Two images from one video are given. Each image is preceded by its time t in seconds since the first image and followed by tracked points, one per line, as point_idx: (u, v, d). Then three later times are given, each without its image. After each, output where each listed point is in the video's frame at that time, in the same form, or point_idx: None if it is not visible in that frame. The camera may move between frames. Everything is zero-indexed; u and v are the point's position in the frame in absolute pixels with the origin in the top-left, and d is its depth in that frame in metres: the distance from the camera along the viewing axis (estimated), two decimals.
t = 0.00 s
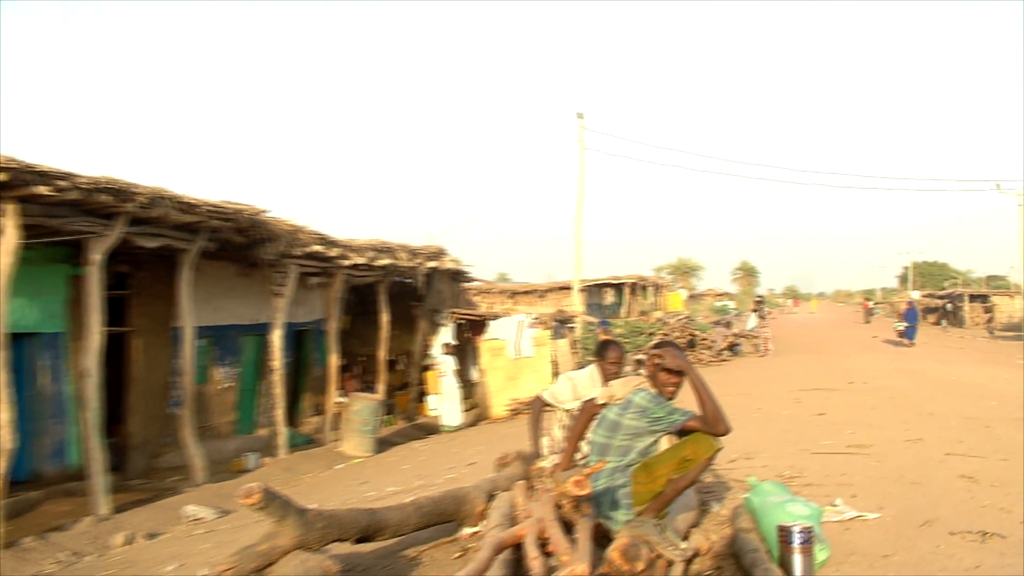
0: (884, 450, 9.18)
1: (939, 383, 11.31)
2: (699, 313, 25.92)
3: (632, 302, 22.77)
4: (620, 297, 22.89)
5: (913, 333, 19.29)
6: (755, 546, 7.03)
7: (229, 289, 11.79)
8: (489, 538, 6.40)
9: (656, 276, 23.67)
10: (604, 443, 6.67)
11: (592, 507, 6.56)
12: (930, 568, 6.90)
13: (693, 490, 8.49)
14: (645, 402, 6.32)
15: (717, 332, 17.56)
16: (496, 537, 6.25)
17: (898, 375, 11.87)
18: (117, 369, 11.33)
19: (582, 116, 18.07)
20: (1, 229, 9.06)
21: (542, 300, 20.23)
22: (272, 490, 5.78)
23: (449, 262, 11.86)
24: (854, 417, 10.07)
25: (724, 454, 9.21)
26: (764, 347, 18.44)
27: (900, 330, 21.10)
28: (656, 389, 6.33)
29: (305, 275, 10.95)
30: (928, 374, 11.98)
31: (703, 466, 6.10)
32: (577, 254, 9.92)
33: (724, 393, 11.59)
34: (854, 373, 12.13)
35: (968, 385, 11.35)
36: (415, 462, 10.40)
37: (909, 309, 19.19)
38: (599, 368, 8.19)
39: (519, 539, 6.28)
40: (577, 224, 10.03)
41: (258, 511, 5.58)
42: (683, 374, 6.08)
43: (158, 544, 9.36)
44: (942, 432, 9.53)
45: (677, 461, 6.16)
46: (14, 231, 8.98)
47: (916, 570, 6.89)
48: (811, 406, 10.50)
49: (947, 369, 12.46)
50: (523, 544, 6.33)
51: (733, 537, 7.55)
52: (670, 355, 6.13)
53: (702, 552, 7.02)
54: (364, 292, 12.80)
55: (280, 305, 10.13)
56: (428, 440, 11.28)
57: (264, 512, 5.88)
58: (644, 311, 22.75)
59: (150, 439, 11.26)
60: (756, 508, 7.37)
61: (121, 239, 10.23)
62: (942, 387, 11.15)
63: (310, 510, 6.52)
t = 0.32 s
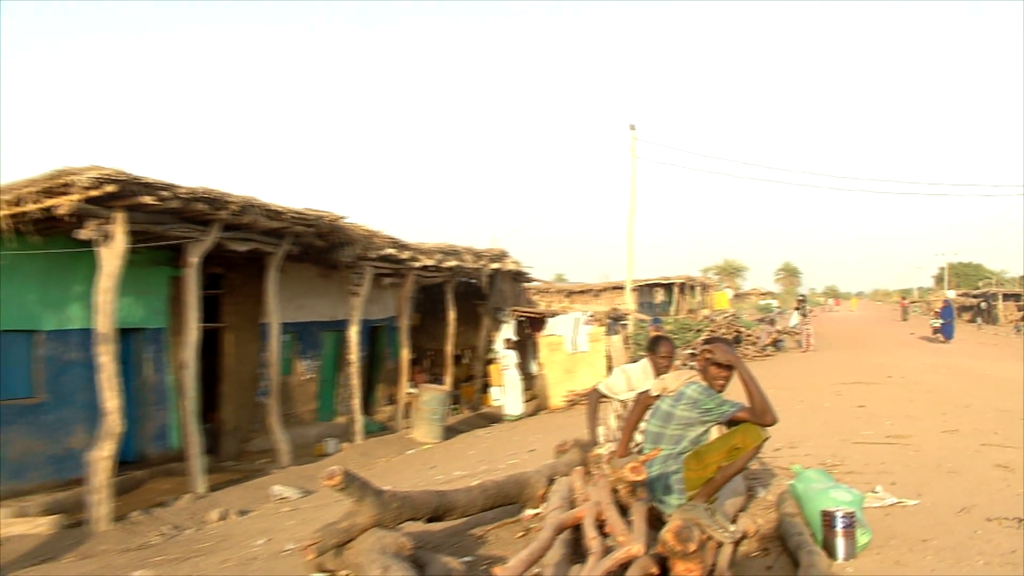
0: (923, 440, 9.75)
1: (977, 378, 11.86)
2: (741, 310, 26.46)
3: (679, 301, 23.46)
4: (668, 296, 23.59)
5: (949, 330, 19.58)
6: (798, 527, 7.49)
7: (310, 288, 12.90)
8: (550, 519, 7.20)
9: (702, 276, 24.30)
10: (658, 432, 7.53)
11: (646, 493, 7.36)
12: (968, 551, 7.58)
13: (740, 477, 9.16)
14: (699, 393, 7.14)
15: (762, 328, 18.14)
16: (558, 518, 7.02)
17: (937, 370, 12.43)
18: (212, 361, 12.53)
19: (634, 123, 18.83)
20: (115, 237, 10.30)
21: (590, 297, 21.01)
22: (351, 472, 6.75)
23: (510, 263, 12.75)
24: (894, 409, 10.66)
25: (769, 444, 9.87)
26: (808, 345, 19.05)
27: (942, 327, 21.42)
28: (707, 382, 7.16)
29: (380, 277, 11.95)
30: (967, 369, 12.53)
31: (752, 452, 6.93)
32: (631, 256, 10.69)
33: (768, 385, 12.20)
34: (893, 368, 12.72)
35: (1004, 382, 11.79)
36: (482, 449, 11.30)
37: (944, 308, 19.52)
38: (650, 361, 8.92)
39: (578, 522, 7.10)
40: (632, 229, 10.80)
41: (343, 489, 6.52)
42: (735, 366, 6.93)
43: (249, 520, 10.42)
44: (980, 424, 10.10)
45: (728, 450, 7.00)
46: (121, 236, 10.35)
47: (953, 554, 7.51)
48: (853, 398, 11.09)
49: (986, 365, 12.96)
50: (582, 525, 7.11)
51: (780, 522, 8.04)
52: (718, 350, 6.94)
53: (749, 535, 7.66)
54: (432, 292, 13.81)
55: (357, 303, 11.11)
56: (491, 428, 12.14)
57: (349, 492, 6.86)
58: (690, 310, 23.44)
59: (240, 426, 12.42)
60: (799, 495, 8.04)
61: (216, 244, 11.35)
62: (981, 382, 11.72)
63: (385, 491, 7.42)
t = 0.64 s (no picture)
0: (943, 431, 10.41)
1: (996, 373, 12.51)
2: (771, 309, 27.35)
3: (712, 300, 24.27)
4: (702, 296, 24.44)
5: (968, 328, 20.82)
6: (825, 512, 8.14)
7: (370, 288, 13.98)
8: (593, 502, 8.04)
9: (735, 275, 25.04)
10: (695, 421, 8.34)
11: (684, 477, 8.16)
12: (987, 534, 8.23)
13: (770, 464, 9.89)
14: (732, 384, 8.07)
15: (792, 325, 18.86)
16: (600, 502, 7.86)
17: (957, 366, 13.10)
18: (282, 355, 13.72)
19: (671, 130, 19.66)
20: (196, 240, 11.24)
21: (629, 296, 21.90)
22: (409, 458, 7.68)
23: (554, 264, 13.66)
24: (915, 401, 11.34)
25: (796, 433, 10.59)
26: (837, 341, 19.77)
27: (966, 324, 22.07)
28: (741, 375, 8.02)
29: (434, 278, 12.92)
30: (987, 365, 13.19)
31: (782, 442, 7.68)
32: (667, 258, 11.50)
33: (796, 379, 12.90)
34: (916, 364, 13.41)
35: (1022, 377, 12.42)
36: (529, 436, 12.20)
37: (964, 308, 20.88)
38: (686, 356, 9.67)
39: (619, 505, 7.95)
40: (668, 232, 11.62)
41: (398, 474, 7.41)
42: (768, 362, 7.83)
43: (317, 500, 11.46)
44: (998, 416, 10.75)
45: (759, 439, 7.80)
46: (202, 240, 11.32)
47: (973, 537, 8.17)
48: (877, 391, 11.79)
49: (1006, 361, 13.60)
50: (624, 509, 7.90)
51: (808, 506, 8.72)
52: (751, 344, 7.81)
53: (779, 519, 8.37)
54: (482, 291, 14.80)
55: (413, 302, 12.08)
56: (535, 417, 13.05)
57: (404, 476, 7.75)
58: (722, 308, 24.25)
59: (307, 414, 13.62)
60: (827, 480, 8.70)
61: (286, 247, 12.42)
62: (998, 376, 12.37)
63: (441, 476, 8.39)
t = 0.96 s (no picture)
0: (947, 422, 11.18)
1: (1000, 370, 13.29)
2: (789, 309, 28.27)
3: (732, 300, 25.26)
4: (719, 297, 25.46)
5: (973, 327, 21.72)
6: (838, 496, 8.91)
7: (413, 287, 15.05)
8: (620, 486, 8.94)
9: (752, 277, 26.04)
10: (716, 411, 9.31)
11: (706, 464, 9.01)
12: (990, 518, 8.90)
13: (786, 452, 10.69)
14: (751, 378, 9.08)
15: (804, 322, 19.69)
16: (628, 485, 8.75)
17: (961, 362, 13.91)
18: (333, 350, 14.89)
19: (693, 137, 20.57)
20: (255, 244, 12.29)
21: (653, 296, 22.89)
22: (451, 443, 8.66)
23: (584, 265, 14.60)
24: (920, 395, 12.18)
25: (810, 424, 11.38)
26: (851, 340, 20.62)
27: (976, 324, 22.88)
28: (759, 369, 8.94)
29: (472, 278, 13.89)
30: (993, 362, 13.96)
31: (797, 430, 8.34)
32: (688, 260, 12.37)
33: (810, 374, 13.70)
34: (924, 361, 14.23)
35: None
36: (561, 425, 13.15)
37: (970, 305, 21.84)
38: (706, 350, 10.51)
39: (644, 487, 8.84)
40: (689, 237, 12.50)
41: (439, 460, 8.39)
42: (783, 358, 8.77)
43: (366, 483, 12.53)
44: (999, 408, 11.55)
45: (776, 428, 8.57)
46: (261, 244, 12.39)
47: (976, 521, 8.85)
48: (885, 386, 12.62)
49: (1011, 358, 14.36)
50: (648, 492, 8.82)
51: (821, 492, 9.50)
52: (768, 340, 8.72)
53: (794, 503, 9.13)
54: (517, 292, 15.82)
55: (453, 301, 13.08)
56: (567, 408, 14.00)
57: (445, 462, 8.74)
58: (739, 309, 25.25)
59: (356, 404, 14.72)
60: (841, 467, 9.41)
61: (337, 251, 13.48)
62: (1001, 372, 13.15)
63: (479, 461, 9.36)
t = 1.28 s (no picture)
0: (948, 413, 11.99)
1: (1001, 366, 14.07)
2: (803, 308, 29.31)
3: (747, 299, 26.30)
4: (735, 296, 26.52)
5: (978, 325, 22.56)
6: (845, 482, 9.72)
7: (449, 287, 16.17)
8: (642, 471, 9.86)
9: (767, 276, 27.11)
10: (732, 403, 10.12)
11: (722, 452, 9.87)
12: (988, 503, 9.63)
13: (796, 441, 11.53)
14: (765, 372, 9.90)
15: (813, 319, 20.65)
16: (649, 471, 9.70)
17: (965, 358, 14.73)
18: (375, 345, 16.06)
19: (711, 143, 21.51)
20: (306, 248, 13.41)
21: (674, 295, 23.86)
22: (485, 432, 9.68)
23: (608, 266, 15.56)
24: (924, 387, 13.01)
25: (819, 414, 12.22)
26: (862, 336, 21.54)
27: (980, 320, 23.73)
28: (772, 364, 9.80)
29: (504, 278, 14.90)
30: (995, 358, 14.76)
31: (808, 420, 9.37)
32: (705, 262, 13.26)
33: (821, 369, 14.56)
34: (927, 356, 15.06)
35: None
36: (586, 415, 14.14)
37: (970, 304, 22.42)
38: (721, 346, 11.39)
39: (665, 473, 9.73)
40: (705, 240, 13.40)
41: (474, 447, 9.42)
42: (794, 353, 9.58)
43: (406, 467, 13.63)
44: (998, 400, 12.35)
45: (788, 419, 9.58)
46: (311, 247, 13.49)
47: (975, 505, 9.59)
48: (890, 379, 13.47)
49: (1014, 354, 15.13)
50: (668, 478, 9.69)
51: (829, 478, 10.33)
52: (782, 337, 9.55)
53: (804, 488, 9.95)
54: (545, 291, 16.83)
55: (486, 300, 14.11)
56: (592, 399, 14.99)
57: (479, 449, 9.76)
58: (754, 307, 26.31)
59: (397, 395, 15.87)
60: (848, 457, 10.20)
61: (379, 253, 14.57)
62: (1002, 367, 13.94)
63: (511, 448, 10.36)
